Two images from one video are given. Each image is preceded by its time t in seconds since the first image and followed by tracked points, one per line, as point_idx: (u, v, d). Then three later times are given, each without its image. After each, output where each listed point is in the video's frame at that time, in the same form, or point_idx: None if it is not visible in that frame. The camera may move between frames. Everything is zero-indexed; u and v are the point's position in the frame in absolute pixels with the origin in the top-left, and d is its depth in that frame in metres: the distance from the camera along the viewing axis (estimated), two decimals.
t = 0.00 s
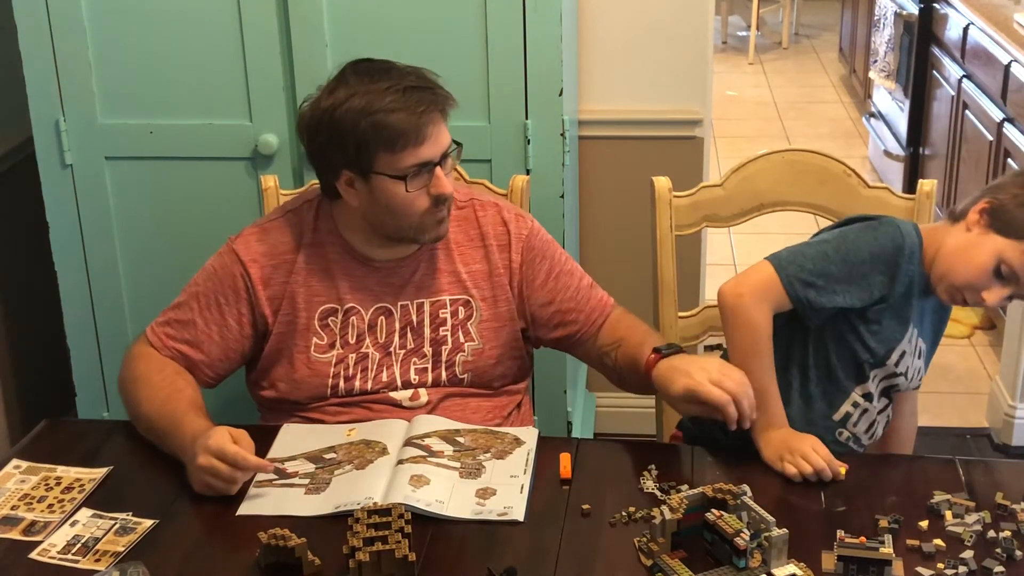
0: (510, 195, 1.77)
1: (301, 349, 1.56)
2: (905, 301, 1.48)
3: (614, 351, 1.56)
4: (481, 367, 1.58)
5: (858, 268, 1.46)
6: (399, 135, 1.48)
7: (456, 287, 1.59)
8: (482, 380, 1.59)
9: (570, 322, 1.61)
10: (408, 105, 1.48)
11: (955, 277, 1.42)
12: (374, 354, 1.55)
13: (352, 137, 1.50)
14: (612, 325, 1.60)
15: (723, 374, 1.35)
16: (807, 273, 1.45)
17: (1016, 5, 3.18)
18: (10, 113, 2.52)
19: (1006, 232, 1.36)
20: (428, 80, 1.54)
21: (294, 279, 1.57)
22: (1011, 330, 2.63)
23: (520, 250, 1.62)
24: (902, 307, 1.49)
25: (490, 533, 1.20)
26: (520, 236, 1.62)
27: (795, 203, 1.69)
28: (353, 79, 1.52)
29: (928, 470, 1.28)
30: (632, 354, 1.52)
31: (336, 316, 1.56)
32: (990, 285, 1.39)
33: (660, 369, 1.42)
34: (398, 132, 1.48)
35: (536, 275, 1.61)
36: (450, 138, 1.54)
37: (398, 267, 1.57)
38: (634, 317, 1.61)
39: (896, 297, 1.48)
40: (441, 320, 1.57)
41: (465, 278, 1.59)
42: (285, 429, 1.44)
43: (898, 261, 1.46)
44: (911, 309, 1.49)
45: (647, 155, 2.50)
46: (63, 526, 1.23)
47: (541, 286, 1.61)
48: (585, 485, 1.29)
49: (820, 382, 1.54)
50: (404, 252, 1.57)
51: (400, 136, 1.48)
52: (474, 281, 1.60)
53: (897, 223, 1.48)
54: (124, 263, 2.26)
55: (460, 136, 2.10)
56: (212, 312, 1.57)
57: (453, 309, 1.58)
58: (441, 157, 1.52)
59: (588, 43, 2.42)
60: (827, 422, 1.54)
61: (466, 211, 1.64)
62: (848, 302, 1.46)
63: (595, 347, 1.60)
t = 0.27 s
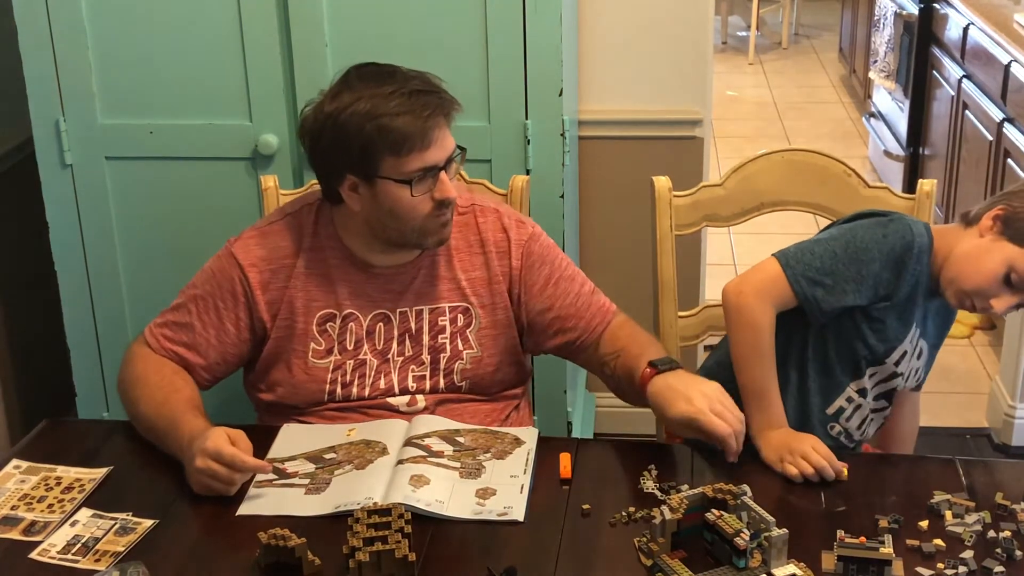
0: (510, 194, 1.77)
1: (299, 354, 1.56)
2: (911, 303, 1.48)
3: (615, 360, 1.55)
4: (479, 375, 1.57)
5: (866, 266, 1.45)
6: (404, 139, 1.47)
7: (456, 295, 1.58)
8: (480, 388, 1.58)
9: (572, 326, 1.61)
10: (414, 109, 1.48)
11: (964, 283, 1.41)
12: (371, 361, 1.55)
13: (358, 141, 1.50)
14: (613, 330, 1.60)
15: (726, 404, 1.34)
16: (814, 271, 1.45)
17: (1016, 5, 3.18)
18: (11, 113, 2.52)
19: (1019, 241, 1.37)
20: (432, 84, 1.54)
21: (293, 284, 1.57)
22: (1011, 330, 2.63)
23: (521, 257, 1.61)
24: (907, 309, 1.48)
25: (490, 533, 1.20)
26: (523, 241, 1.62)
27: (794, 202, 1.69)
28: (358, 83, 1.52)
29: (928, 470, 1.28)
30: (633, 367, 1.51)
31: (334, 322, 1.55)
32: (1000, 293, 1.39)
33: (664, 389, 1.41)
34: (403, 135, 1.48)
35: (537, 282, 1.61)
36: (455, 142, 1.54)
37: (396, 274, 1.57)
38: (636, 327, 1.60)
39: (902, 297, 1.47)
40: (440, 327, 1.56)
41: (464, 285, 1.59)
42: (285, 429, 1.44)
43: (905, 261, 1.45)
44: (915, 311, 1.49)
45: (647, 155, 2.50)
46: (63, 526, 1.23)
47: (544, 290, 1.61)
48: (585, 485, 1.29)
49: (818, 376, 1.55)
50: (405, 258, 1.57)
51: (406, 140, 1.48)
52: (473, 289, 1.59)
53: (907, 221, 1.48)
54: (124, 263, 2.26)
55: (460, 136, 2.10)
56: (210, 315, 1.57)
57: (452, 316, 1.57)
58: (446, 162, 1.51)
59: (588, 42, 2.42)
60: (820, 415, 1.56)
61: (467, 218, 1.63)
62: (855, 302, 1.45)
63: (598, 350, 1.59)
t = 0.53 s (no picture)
0: (510, 195, 1.78)
1: (302, 358, 1.55)
2: (907, 303, 1.48)
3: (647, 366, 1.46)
4: (482, 378, 1.56)
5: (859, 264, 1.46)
6: (424, 139, 1.47)
7: (458, 297, 1.57)
8: (484, 392, 1.58)
9: (569, 317, 1.54)
10: (432, 109, 1.48)
11: (968, 281, 1.41)
12: (375, 365, 1.54)
13: (375, 141, 1.49)
14: (609, 322, 1.52)
15: (795, 430, 1.27)
16: (807, 270, 1.47)
17: (1016, 5, 3.18)
18: (11, 112, 2.52)
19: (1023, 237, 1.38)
20: (446, 82, 1.53)
21: (298, 287, 1.55)
22: (1011, 330, 2.63)
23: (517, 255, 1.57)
24: (904, 309, 1.48)
25: (490, 533, 1.20)
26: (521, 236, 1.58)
27: (795, 202, 1.69)
28: (373, 82, 1.51)
29: (928, 470, 1.28)
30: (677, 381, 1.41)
31: (339, 326, 1.54)
32: (1006, 290, 1.39)
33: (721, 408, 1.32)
34: (421, 135, 1.48)
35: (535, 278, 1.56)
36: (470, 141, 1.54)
37: (404, 277, 1.55)
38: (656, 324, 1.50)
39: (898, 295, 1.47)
40: (444, 331, 1.55)
41: (465, 288, 1.57)
42: (285, 429, 1.44)
43: (901, 259, 1.45)
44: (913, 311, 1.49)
45: (647, 155, 2.50)
46: (63, 526, 1.24)
47: (542, 283, 1.56)
48: (585, 485, 1.29)
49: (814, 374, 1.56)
50: (414, 262, 1.56)
51: (425, 139, 1.48)
52: (474, 291, 1.57)
53: (905, 220, 1.47)
54: (124, 263, 2.26)
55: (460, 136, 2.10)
56: (212, 317, 1.56)
57: (456, 320, 1.56)
58: (463, 161, 1.52)
59: (588, 42, 2.42)
60: (817, 413, 1.57)
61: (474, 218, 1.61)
62: (849, 300, 1.46)
63: (598, 345, 1.52)
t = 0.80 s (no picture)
0: (510, 195, 1.77)
1: (302, 366, 1.53)
2: (887, 315, 1.49)
3: (697, 338, 1.36)
4: (483, 387, 1.53)
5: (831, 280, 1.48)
6: (431, 155, 1.43)
7: (461, 307, 1.52)
8: (485, 402, 1.54)
9: (585, 304, 1.48)
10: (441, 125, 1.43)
11: (946, 288, 1.42)
12: (374, 375, 1.50)
13: (382, 156, 1.45)
14: (630, 300, 1.46)
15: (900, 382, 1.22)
16: (784, 282, 1.49)
17: (1016, 5, 3.18)
18: (11, 112, 2.52)
19: (991, 241, 1.37)
20: (455, 94, 1.49)
21: (299, 295, 1.53)
22: (1011, 330, 2.63)
23: (524, 254, 1.53)
24: (886, 323, 1.49)
25: (490, 533, 1.20)
26: (526, 233, 1.54)
27: (797, 202, 1.69)
28: (381, 95, 1.47)
29: (927, 470, 1.28)
30: (751, 344, 1.32)
31: (339, 335, 1.52)
32: (977, 294, 1.39)
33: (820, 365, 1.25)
34: (429, 151, 1.43)
35: (546, 272, 1.51)
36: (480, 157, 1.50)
37: (407, 283, 1.51)
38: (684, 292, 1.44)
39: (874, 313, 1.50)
40: (445, 341, 1.52)
41: (468, 296, 1.52)
42: (285, 429, 1.44)
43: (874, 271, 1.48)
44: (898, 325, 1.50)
45: (647, 155, 2.50)
46: (63, 526, 1.24)
47: (554, 276, 1.51)
48: (585, 486, 1.28)
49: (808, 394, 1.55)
50: (417, 273, 1.52)
51: (433, 156, 1.43)
52: (477, 300, 1.53)
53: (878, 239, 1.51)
54: (124, 263, 2.26)
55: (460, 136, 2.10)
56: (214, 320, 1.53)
57: (457, 329, 1.52)
58: (472, 176, 1.47)
59: (588, 42, 2.42)
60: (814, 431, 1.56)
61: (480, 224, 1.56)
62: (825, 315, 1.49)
63: (618, 325, 1.45)
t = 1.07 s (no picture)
0: (510, 195, 1.77)
1: (305, 371, 1.50)
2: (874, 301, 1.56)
3: (737, 337, 1.37)
4: (487, 394, 1.51)
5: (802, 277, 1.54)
6: (440, 174, 1.39)
7: (467, 315, 1.49)
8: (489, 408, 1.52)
9: (610, 308, 1.45)
10: (451, 143, 1.39)
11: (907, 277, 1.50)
12: (378, 382, 1.48)
13: (389, 172, 1.41)
14: (659, 300, 1.43)
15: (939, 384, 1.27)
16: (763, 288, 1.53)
17: (1016, 5, 3.18)
18: (11, 112, 2.52)
19: (939, 222, 1.47)
20: (465, 109, 1.44)
21: (304, 303, 1.51)
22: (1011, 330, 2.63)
23: (539, 261, 1.50)
24: (868, 312, 1.55)
25: (490, 533, 1.20)
26: (539, 239, 1.52)
27: (798, 202, 1.69)
28: (389, 108, 1.42)
29: (927, 470, 1.28)
30: (803, 337, 1.33)
31: (344, 342, 1.50)
32: (938, 275, 1.47)
33: (875, 357, 1.28)
34: (438, 168, 1.39)
35: (566, 278, 1.48)
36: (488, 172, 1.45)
37: (413, 291, 1.49)
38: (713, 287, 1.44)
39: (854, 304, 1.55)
40: (449, 349, 1.49)
41: (475, 305, 1.50)
42: (286, 429, 1.44)
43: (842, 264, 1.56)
44: (883, 313, 1.56)
45: (647, 155, 2.50)
46: (63, 526, 1.24)
47: (574, 281, 1.48)
48: (585, 486, 1.28)
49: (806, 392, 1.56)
50: (422, 283, 1.48)
51: (442, 174, 1.39)
52: (484, 309, 1.50)
53: (838, 236, 1.58)
54: (124, 263, 2.26)
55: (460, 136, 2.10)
56: (218, 321, 1.52)
57: (463, 338, 1.49)
58: (480, 193, 1.43)
59: (588, 42, 2.42)
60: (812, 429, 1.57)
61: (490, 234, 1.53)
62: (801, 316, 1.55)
63: (652, 322, 1.43)
